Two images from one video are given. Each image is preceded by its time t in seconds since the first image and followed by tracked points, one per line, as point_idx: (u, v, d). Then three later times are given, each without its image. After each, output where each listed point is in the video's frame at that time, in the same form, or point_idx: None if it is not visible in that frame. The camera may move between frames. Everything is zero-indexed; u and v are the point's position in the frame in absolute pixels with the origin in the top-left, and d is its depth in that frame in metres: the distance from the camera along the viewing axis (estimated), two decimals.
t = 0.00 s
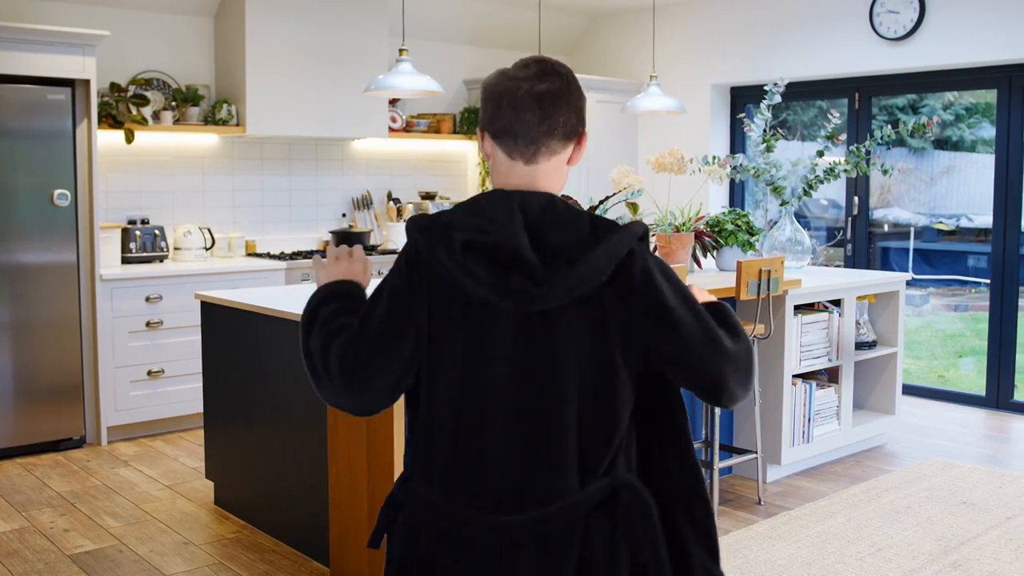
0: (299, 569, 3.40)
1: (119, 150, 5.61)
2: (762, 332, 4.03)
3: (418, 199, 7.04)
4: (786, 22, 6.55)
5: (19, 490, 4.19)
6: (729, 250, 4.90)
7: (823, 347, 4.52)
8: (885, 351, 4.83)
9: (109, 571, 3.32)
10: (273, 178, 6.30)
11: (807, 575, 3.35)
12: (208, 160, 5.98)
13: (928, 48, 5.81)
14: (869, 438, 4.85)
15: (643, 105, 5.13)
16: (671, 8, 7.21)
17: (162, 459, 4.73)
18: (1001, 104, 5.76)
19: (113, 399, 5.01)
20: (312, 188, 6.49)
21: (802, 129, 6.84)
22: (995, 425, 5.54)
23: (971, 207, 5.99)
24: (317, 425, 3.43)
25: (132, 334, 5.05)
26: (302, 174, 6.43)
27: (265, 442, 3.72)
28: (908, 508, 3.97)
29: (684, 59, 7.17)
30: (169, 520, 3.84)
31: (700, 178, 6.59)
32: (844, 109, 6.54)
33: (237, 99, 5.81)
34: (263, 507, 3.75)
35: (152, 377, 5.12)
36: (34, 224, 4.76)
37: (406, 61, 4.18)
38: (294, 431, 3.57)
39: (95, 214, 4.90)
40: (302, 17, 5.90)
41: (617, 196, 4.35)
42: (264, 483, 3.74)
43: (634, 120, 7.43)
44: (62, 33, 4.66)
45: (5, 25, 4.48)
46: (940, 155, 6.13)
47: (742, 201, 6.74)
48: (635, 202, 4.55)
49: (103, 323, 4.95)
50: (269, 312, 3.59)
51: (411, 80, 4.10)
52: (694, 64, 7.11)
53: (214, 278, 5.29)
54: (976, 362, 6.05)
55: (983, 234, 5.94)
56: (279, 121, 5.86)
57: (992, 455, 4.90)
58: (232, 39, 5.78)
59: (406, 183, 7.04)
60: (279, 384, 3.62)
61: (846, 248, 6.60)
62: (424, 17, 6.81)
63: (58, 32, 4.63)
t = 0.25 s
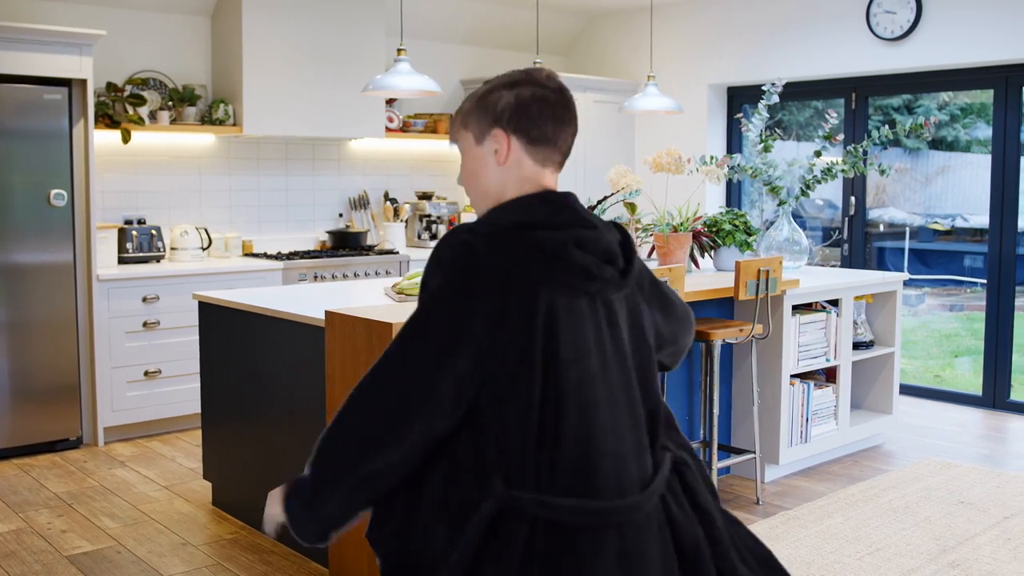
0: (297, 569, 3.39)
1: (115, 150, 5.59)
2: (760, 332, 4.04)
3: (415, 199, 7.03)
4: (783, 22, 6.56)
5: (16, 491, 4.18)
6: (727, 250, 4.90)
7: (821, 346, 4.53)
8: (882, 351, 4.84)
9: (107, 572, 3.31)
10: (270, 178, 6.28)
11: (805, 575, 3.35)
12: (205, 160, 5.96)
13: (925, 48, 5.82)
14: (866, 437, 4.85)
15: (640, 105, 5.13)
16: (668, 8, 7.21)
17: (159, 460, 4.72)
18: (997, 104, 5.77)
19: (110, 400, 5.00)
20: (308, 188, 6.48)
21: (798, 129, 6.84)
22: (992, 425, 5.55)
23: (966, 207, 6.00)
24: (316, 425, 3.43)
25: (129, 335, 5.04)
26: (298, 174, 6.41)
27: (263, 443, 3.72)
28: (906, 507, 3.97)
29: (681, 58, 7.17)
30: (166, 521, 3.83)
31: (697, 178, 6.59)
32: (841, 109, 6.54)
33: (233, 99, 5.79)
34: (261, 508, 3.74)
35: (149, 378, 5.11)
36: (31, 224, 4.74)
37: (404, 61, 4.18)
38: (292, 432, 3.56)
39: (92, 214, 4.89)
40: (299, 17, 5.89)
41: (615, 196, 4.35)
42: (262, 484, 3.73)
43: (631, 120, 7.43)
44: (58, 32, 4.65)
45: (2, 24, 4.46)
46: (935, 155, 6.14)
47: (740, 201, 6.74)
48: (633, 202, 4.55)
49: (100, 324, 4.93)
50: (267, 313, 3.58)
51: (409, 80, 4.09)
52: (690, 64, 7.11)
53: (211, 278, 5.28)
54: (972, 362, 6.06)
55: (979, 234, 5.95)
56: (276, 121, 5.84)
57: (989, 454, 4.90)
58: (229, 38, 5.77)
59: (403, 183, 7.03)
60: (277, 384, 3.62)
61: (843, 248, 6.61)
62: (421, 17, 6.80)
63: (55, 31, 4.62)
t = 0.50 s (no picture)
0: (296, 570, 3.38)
1: (112, 150, 5.58)
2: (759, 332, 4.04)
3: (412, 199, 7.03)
4: (779, 23, 6.57)
5: (13, 492, 4.17)
6: (724, 250, 4.90)
7: (818, 346, 4.53)
8: (879, 351, 4.84)
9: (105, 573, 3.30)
10: (267, 178, 6.28)
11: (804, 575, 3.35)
12: (202, 160, 5.96)
13: (922, 49, 5.83)
14: (863, 437, 4.86)
15: (638, 105, 5.13)
16: (665, 8, 7.22)
17: (157, 460, 4.71)
18: (993, 105, 5.78)
19: (106, 400, 4.99)
20: (305, 188, 6.47)
21: (794, 129, 6.85)
22: (989, 425, 5.56)
23: (961, 207, 6.01)
24: (314, 425, 3.42)
25: (127, 335, 5.02)
26: (295, 174, 6.41)
27: (261, 443, 3.71)
28: (904, 507, 3.98)
29: (678, 58, 7.17)
30: (164, 522, 3.82)
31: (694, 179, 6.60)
32: (838, 109, 6.55)
33: (230, 99, 5.78)
34: (259, 508, 3.73)
35: (146, 378, 5.10)
36: (28, 224, 4.73)
37: (402, 61, 4.17)
38: (291, 432, 3.55)
39: (89, 214, 4.88)
40: (296, 17, 5.88)
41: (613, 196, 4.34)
42: (260, 484, 3.72)
43: (628, 120, 7.43)
44: (55, 32, 4.64)
45: None
46: (930, 155, 6.16)
47: (736, 201, 6.74)
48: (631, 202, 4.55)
49: (97, 324, 4.92)
50: (265, 313, 3.57)
51: (407, 80, 4.09)
52: (687, 64, 7.11)
53: (208, 278, 5.27)
54: (969, 362, 6.07)
55: (975, 234, 5.96)
56: (273, 121, 5.84)
57: (986, 454, 4.91)
58: (226, 38, 5.76)
59: (400, 183, 7.03)
60: (275, 385, 3.61)
61: (840, 248, 6.62)
62: (418, 17, 6.80)
63: (52, 31, 4.60)
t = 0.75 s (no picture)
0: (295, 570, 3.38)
1: (108, 151, 5.57)
2: (757, 333, 4.04)
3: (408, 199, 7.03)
4: (775, 23, 6.58)
5: (10, 493, 4.15)
6: (722, 250, 4.90)
7: (816, 346, 4.53)
8: (877, 351, 4.85)
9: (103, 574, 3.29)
10: (263, 177, 6.27)
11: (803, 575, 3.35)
12: (198, 160, 5.95)
13: (918, 49, 5.84)
14: (861, 437, 4.87)
15: (635, 105, 5.13)
16: (661, 8, 7.22)
17: (154, 461, 4.70)
18: (989, 105, 5.79)
19: (103, 401, 4.97)
20: (301, 188, 6.46)
21: (789, 129, 6.86)
22: (986, 424, 5.57)
23: (956, 207, 6.03)
24: (313, 426, 3.41)
25: (123, 336, 5.01)
26: (292, 174, 6.40)
27: (259, 444, 3.70)
28: (902, 507, 3.98)
29: (674, 58, 7.17)
30: (162, 523, 3.81)
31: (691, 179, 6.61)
32: (834, 109, 6.55)
33: (227, 99, 5.77)
34: (258, 508, 3.73)
35: (143, 379, 5.09)
36: (25, 224, 4.72)
37: (400, 61, 4.16)
38: (288, 433, 3.54)
39: (85, 215, 4.87)
40: (292, 17, 5.87)
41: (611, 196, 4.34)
42: (259, 484, 3.71)
43: (624, 120, 7.44)
44: (52, 32, 4.62)
45: None
46: (925, 155, 6.17)
47: (733, 201, 6.75)
48: (629, 202, 4.55)
49: (93, 325, 4.91)
50: (264, 313, 3.56)
51: (405, 80, 4.08)
52: (683, 64, 7.12)
53: (205, 279, 5.26)
54: (964, 362, 6.08)
55: (971, 234, 5.97)
56: (269, 121, 5.83)
57: (983, 454, 4.92)
58: (222, 38, 5.75)
59: (396, 183, 7.03)
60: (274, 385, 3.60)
61: (836, 248, 6.62)
62: (415, 17, 6.79)
63: (49, 30, 4.59)
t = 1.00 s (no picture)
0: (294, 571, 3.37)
1: (106, 151, 5.56)
2: (756, 333, 4.04)
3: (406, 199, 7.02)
4: (772, 23, 6.59)
5: (7, 494, 4.14)
6: (720, 250, 4.91)
7: (815, 346, 4.54)
8: (875, 351, 4.85)
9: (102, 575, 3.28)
10: (260, 177, 6.25)
11: (804, 574, 3.35)
12: (195, 160, 5.93)
13: (915, 50, 5.84)
14: (859, 437, 4.87)
15: (634, 105, 5.13)
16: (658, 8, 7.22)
17: (151, 462, 4.69)
18: (986, 105, 5.80)
19: (101, 402, 4.96)
20: (298, 188, 6.45)
21: (785, 129, 6.87)
22: (983, 424, 5.58)
23: (952, 207, 6.05)
24: (312, 426, 3.41)
25: (121, 336, 5.00)
26: (289, 174, 6.39)
27: (258, 444, 3.69)
28: (901, 507, 3.99)
29: (672, 58, 7.17)
30: (160, 523, 3.81)
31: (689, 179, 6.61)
32: (832, 109, 6.56)
33: (225, 99, 5.76)
34: (257, 509, 3.72)
35: (140, 379, 5.07)
36: (22, 225, 4.71)
37: (399, 61, 4.16)
38: (288, 434, 3.53)
39: (83, 215, 4.85)
40: (290, 17, 5.86)
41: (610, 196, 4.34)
42: (258, 485, 3.71)
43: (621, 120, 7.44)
44: (49, 31, 4.61)
45: None
46: (921, 156, 6.19)
47: (730, 201, 6.75)
48: (628, 202, 4.55)
49: (91, 325, 4.90)
50: (263, 313, 3.56)
51: (405, 80, 4.08)
52: (681, 64, 7.12)
53: (203, 279, 5.25)
54: (962, 362, 6.09)
55: (968, 234, 5.99)
56: (266, 121, 5.82)
57: (981, 453, 4.93)
58: (219, 38, 5.74)
59: (394, 183, 7.02)
60: (273, 385, 3.59)
61: (833, 248, 6.63)
62: (412, 17, 6.78)
63: (47, 29, 4.58)
